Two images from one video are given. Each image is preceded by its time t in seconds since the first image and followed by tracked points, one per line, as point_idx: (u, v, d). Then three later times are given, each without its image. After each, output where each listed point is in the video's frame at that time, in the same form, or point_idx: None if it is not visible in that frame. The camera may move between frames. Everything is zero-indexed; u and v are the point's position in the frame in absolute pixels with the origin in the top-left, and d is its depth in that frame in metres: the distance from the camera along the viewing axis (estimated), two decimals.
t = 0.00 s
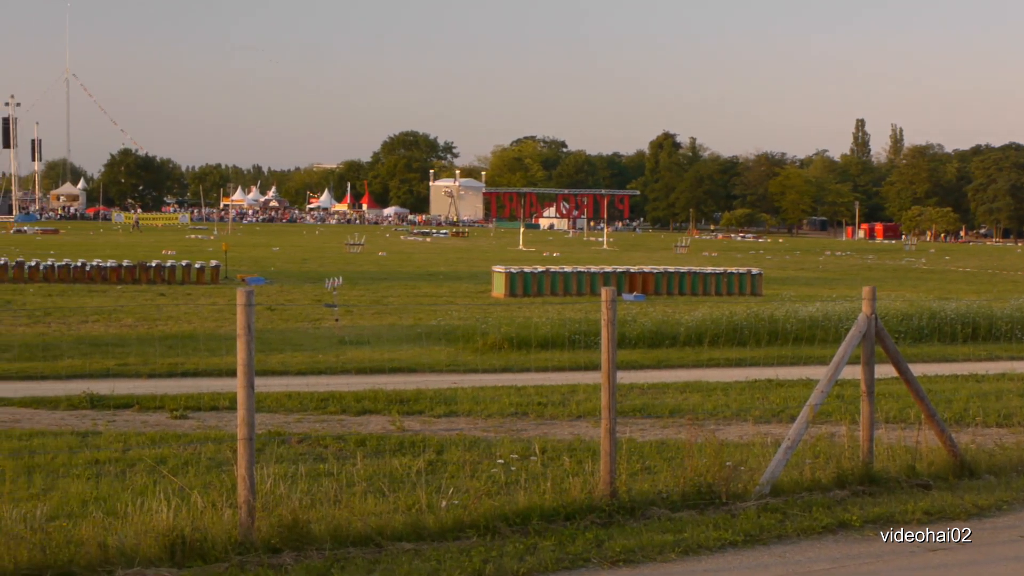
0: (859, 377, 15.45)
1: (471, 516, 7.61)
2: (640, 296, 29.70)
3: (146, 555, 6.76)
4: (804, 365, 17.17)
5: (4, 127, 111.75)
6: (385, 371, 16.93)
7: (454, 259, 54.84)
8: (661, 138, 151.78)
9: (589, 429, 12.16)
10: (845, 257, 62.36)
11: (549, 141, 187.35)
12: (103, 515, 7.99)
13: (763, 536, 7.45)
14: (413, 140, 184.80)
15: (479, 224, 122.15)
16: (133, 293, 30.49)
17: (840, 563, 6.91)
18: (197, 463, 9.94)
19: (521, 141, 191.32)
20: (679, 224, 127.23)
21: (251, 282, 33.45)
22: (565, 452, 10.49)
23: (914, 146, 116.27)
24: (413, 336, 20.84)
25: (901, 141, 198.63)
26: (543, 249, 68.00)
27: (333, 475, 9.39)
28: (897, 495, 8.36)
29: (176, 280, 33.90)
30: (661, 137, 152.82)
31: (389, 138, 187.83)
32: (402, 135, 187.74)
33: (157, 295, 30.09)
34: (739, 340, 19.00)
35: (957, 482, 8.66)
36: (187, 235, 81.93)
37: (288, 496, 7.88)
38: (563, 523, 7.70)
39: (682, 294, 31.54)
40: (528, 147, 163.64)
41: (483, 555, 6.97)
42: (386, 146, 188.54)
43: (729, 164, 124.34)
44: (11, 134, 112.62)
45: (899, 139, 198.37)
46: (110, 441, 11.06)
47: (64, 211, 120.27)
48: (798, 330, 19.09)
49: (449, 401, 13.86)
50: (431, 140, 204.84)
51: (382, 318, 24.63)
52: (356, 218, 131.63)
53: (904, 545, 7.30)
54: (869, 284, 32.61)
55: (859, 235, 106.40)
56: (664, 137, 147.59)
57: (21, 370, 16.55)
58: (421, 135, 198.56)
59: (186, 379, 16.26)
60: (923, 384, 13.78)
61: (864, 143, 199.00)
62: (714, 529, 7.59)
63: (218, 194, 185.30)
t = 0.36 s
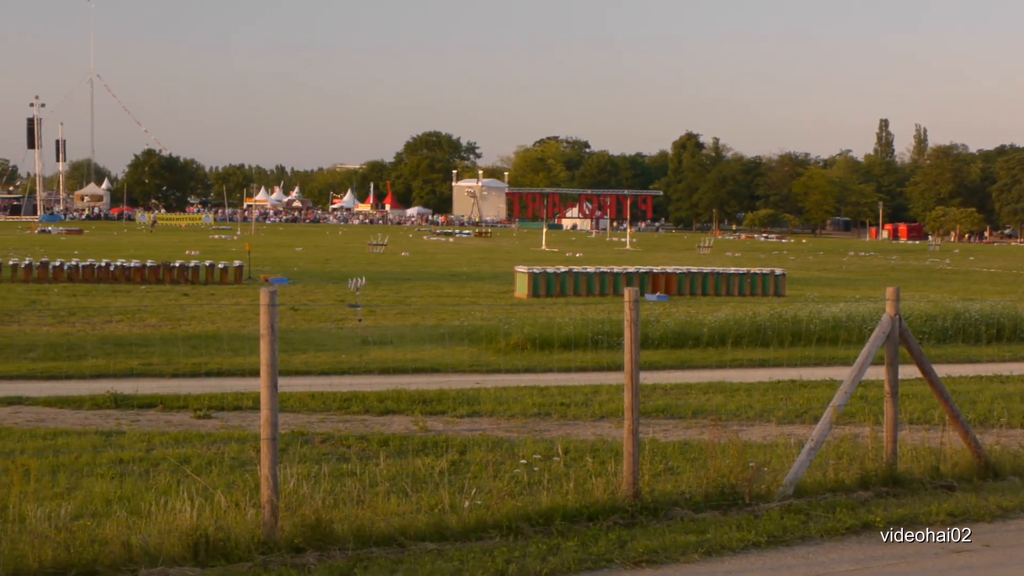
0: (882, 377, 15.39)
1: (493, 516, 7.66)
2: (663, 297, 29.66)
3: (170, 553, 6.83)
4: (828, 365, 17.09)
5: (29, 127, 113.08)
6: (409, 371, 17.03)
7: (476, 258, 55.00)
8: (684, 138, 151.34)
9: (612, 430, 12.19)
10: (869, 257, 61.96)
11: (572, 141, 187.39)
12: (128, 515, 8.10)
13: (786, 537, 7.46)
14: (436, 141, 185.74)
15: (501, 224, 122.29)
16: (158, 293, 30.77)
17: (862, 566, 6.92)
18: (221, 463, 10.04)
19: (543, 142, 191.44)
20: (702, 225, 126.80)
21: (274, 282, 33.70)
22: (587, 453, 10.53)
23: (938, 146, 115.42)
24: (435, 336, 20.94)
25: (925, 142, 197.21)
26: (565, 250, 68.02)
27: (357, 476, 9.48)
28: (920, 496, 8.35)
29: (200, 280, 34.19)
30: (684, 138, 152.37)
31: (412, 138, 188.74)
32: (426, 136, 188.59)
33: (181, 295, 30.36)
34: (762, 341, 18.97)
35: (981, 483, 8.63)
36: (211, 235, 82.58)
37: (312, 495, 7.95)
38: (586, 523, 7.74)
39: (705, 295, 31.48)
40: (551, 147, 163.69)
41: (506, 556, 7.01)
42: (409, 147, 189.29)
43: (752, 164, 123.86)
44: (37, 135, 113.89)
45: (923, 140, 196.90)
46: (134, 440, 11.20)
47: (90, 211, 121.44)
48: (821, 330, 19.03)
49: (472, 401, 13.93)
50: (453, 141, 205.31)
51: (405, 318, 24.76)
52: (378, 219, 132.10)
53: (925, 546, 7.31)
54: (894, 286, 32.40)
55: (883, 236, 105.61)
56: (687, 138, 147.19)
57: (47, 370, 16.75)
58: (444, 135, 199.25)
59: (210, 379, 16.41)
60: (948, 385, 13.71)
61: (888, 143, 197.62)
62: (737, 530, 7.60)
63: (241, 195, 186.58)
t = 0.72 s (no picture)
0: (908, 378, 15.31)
1: (518, 516, 7.71)
2: (687, 297, 29.58)
3: (195, 553, 6.91)
4: (854, 366, 17.02)
5: (56, 128, 114.38)
6: (433, 371, 17.12)
7: (499, 258, 55.13)
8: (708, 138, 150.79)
9: (637, 430, 12.22)
10: (895, 258, 61.53)
11: (596, 141, 187.29)
12: (153, 514, 8.20)
13: (812, 538, 7.46)
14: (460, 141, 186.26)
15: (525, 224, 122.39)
16: (183, 293, 31.03)
17: (888, 567, 6.93)
18: (245, 462, 10.17)
19: (567, 142, 191.47)
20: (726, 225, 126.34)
21: (299, 282, 33.92)
22: (612, 453, 10.56)
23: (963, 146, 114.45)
24: (460, 336, 21.02)
25: (950, 142, 195.65)
26: (588, 250, 68.03)
27: (381, 476, 9.55)
28: (946, 497, 8.32)
29: (225, 280, 34.47)
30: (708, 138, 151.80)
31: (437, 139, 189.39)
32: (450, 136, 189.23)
33: (206, 295, 30.62)
34: (787, 341, 18.91)
35: (1008, 485, 8.59)
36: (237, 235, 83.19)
37: (337, 495, 8.04)
38: (610, 523, 7.78)
39: (730, 296, 31.39)
40: (575, 147, 163.58)
41: (530, 556, 7.05)
42: (433, 147, 189.95)
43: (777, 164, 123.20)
44: (63, 135, 115.11)
45: (949, 140, 195.24)
46: (160, 439, 11.36)
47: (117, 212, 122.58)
48: (847, 331, 18.96)
49: (496, 401, 13.99)
50: (477, 141, 205.75)
51: (429, 318, 24.88)
52: (402, 219, 132.52)
53: (952, 547, 7.30)
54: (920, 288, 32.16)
55: (908, 237, 104.69)
56: (711, 137, 146.67)
57: (74, 370, 16.94)
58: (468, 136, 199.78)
59: (236, 379, 16.56)
60: (975, 386, 13.64)
61: (913, 143, 196.18)
62: (762, 531, 7.60)
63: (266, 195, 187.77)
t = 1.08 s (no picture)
0: (933, 379, 15.22)
1: (541, 517, 7.76)
2: (711, 297, 29.51)
3: (220, 552, 7.00)
4: (879, 367, 16.94)
5: (81, 128, 115.56)
6: (457, 371, 17.23)
7: (522, 258, 55.31)
8: (733, 138, 150.20)
9: (660, 431, 12.23)
10: (919, 259, 61.15)
11: (620, 142, 187.16)
12: (177, 513, 8.32)
13: (835, 539, 7.47)
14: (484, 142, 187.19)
15: (548, 224, 122.45)
16: (207, 293, 31.29)
17: (911, 569, 6.93)
18: (269, 463, 10.28)
19: (590, 142, 191.38)
20: (750, 225, 125.77)
21: (323, 282, 34.15)
22: (635, 454, 10.59)
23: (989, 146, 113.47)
24: (483, 336, 21.10)
25: (977, 143, 193.89)
26: (611, 250, 68.03)
27: (404, 476, 9.63)
28: (971, 499, 8.30)
29: (249, 280, 34.75)
30: (732, 138, 151.16)
31: (461, 139, 190.19)
32: (474, 136, 190.10)
33: (230, 295, 30.88)
34: (811, 342, 18.86)
35: None
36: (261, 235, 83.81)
37: (362, 495, 8.11)
38: (634, 524, 7.81)
39: (754, 297, 31.30)
40: (599, 147, 163.54)
41: (553, 556, 7.10)
42: (457, 147, 190.54)
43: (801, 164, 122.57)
44: (89, 136, 116.25)
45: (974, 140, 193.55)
46: (184, 439, 11.51)
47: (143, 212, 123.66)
48: (871, 331, 18.86)
49: (519, 401, 14.06)
50: (500, 140, 206.02)
51: (452, 318, 25.00)
52: (426, 219, 132.87)
53: (978, 549, 7.29)
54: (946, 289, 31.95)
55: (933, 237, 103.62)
56: (735, 138, 146.08)
57: (99, 369, 17.16)
58: (491, 137, 200.46)
59: (259, 378, 16.73)
60: (1000, 388, 13.55)
61: (938, 143, 194.68)
62: (786, 531, 7.62)
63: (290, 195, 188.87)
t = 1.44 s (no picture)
0: (957, 380, 15.13)
1: (563, 517, 7.81)
2: (733, 298, 29.44)
3: (243, 551, 7.08)
4: (902, 367, 16.87)
5: (105, 129, 116.64)
6: (479, 371, 17.30)
7: (544, 258, 55.41)
8: (756, 138, 149.51)
9: (682, 432, 12.24)
10: (943, 259, 60.71)
11: (643, 142, 186.87)
12: (200, 512, 8.43)
13: (859, 540, 7.48)
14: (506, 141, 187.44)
15: (570, 224, 122.41)
16: (230, 293, 31.52)
17: (934, 570, 6.93)
18: (291, 462, 10.38)
19: (612, 142, 191.03)
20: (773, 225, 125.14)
21: (345, 282, 34.34)
22: (657, 454, 10.61)
23: (1014, 146, 112.16)
24: (505, 336, 21.15)
25: (1002, 143, 192.02)
26: (631, 250, 67.93)
27: (427, 476, 9.70)
28: (995, 501, 8.29)
29: (272, 280, 35.00)
30: (755, 138, 150.47)
31: (483, 139, 190.58)
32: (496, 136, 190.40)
33: (253, 295, 31.09)
34: (835, 342, 18.80)
35: None
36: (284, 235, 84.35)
37: (384, 495, 8.19)
38: (655, 524, 7.85)
39: (777, 297, 31.20)
40: (622, 146, 163.35)
41: (576, 557, 7.15)
42: (480, 147, 190.89)
43: (824, 164, 121.79)
44: (112, 136, 117.31)
45: (1000, 140, 191.81)
46: (207, 439, 11.63)
47: (167, 212, 124.64)
48: (894, 332, 18.77)
49: (542, 401, 14.12)
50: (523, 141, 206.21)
51: (475, 317, 25.10)
52: (448, 219, 133.15)
53: (1002, 550, 7.28)
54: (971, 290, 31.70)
55: (957, 238, 102.17)
56: (758, 138, 145.43)
57: (122, 369, 17.37)
58: (514, 137, 200.68)
59: (282, 379, 16.86)
60: None
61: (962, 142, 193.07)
62: (808, 532, 7.64)
63: (312, 195, 189.82)
